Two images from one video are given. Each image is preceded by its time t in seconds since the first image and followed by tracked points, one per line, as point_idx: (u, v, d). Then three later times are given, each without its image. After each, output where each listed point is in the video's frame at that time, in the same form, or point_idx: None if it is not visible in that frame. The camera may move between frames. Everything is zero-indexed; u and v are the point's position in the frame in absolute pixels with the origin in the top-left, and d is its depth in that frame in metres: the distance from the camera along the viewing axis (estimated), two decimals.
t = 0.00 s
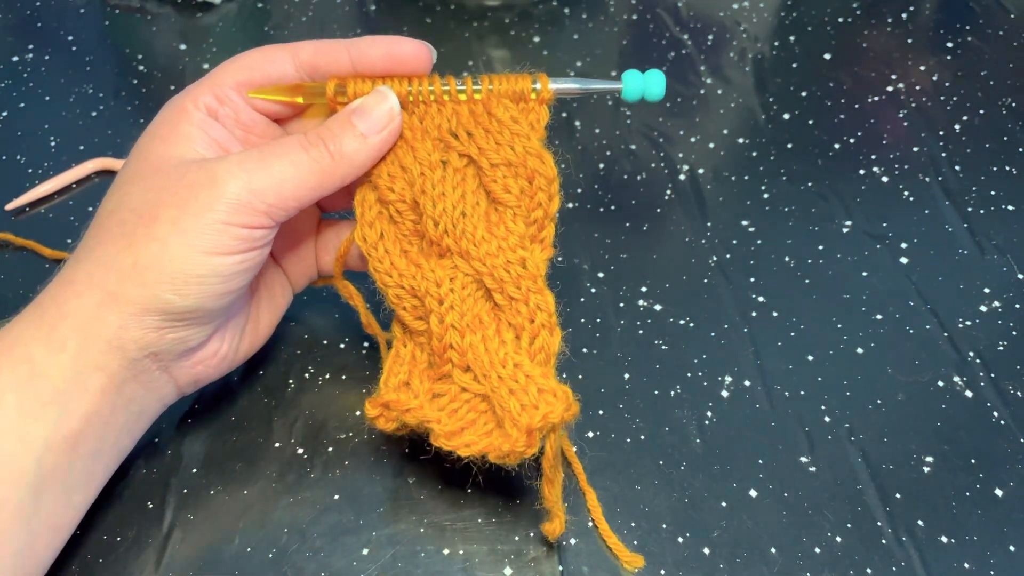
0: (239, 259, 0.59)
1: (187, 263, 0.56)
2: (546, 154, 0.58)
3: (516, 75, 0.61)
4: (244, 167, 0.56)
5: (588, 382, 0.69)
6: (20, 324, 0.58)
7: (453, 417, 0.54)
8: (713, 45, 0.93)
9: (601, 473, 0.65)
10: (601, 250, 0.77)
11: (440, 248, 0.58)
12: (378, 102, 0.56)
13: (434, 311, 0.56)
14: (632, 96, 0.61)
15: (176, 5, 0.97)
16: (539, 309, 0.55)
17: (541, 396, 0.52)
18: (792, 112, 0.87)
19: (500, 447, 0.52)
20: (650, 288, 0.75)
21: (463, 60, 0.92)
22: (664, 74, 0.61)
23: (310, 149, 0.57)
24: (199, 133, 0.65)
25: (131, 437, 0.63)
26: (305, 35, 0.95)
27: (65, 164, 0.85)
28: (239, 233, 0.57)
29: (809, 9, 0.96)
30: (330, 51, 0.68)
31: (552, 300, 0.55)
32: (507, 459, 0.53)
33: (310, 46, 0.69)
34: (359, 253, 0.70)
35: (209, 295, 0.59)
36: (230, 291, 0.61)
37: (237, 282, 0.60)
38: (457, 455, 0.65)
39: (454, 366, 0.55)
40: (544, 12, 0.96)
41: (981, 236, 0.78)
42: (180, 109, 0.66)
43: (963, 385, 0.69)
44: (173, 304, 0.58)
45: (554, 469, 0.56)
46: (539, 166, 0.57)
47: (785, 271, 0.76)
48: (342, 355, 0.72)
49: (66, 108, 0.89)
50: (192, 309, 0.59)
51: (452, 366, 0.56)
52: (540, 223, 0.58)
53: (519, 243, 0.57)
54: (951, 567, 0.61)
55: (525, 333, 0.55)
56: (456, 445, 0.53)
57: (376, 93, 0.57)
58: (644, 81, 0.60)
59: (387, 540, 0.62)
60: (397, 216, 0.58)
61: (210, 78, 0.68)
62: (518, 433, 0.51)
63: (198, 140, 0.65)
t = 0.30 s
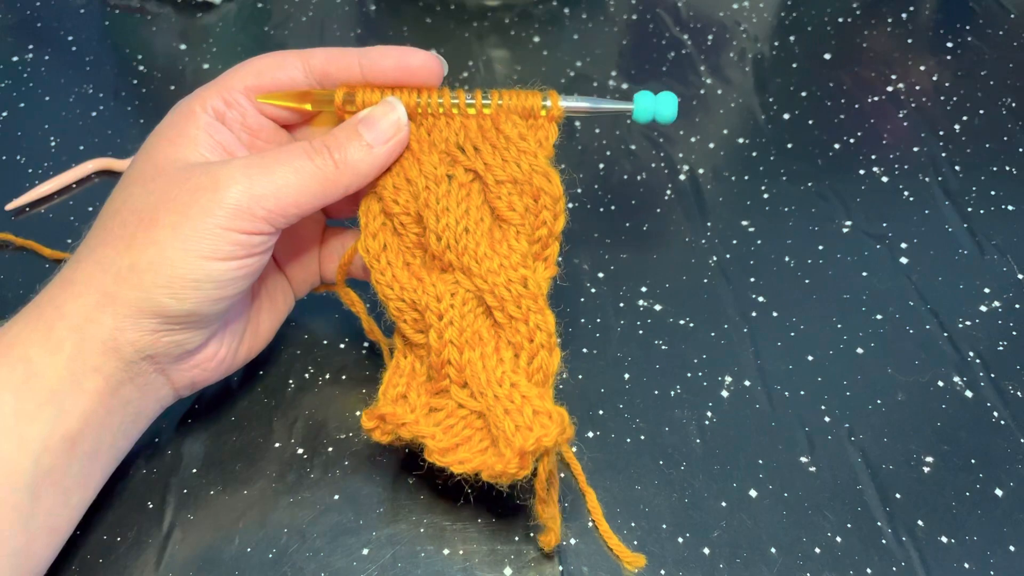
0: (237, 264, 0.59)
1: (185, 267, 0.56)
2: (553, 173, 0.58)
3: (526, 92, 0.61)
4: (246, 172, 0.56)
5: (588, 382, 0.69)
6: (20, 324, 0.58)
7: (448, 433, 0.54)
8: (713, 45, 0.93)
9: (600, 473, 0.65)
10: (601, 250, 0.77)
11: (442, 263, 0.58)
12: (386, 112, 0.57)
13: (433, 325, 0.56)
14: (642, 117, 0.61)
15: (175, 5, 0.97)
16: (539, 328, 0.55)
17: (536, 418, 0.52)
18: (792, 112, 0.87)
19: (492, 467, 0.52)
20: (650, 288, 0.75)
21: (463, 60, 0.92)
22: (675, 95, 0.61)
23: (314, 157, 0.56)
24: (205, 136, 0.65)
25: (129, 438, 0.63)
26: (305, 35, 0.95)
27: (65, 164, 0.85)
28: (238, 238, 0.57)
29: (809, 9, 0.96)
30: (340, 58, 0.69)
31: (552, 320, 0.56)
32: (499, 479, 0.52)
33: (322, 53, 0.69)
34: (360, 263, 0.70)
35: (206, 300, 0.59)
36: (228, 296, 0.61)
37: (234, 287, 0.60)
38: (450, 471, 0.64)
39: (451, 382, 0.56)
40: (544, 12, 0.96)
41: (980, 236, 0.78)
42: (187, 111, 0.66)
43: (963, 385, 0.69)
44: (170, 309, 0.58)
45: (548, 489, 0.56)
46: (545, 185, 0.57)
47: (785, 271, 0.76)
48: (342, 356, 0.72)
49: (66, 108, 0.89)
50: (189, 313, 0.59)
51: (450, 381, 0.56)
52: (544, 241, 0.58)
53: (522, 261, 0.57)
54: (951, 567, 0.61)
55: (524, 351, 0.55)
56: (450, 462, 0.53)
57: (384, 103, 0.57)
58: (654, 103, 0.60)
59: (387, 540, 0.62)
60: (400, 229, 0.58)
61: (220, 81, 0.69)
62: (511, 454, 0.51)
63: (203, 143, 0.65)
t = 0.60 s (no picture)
0: (237, 263, 0.59)
1: (184, 266, 0.56)
2: (557, 173, 0.58)
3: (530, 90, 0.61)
4: (246, 171, 0.56)
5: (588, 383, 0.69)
6: (20, 323, 0.58)
7: (448, 435, 0.56)
8: (713, 45, 0.93)
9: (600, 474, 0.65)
10: (601, 250, 0.77)
11: (444, 263, 0.58)
12: (389, 111, 0.57)
13: (436, 327, 0.57)
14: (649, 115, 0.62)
15: (175, 5, 0.97)
16: (541, 330, 0.57)
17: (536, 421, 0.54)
18: (792, 112, 0.87)
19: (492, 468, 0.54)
20: (650, 288, 0.75)
21: (463, 61, 0.92)
22: (684, 96, 0.62)
23: (316, 155, 0.57)
24: (207, 134, 0.65)
25: (129, 438, 0.63)
26: (305, 35, 0.95)
27: (65, 164, 0.85)
28: (238, 237, 0.57)
29: (809, 9, 0.96)
30: (343, 57, 0.69)
31: (554, 322, 0.57)
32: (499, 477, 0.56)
33: (327, 52, 0.69)
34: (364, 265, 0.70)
35: (206, 299, 0.59)
36: (227, 295, 0.61)
37: (234, 286, 0.60)
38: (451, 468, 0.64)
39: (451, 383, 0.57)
40: (544, 12, 0.96)
41: (981, 236, 0.78)
42: (191, 110, 0.66)
43: (963, 385, 0.69)
44: (169, 307, 0.58)
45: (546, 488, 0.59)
46: (549, 185, 0.58)
47: (785, 271, 0.76)
48: (342, 356, 0.72)
49: (66, 108, 0.89)
50: (188, 312, 0.59)
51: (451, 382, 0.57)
52: (547, 242, 0.59)
53: (525, 262, 0.58)
54: (951, 567, 0.61)
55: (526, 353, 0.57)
56: (450, 464, 0.56)
57: (388, 102, 0.57)
58: (661, 102, 0.61)
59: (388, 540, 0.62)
60: (403, 228, 0.58)
61: (224, 81, 0.69)
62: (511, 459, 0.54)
63: (205, 141, 0.65)
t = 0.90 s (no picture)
0: (237, 262, 0.59)
1: (183, 264, 0.56)
2: (555, 164, 0.58)
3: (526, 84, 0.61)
4: (245, 169, 0.56)
5: (588, 383, 0.69)
6: (20, 326, 0.59)
7: (450, 431, 0.54)
8: (713, 45, 0.93)
9: (600, 474, 0.65)
10: (602, 250, 0.77)
11: (443, 257, 0.57)
12: (384, 107, 0.57)
13: (435, 321, 0.56)
14: (646, 105, 0.61)
15: (176, 6, 0.96)
16: (542, 322, 0.55)
17: (540, 413, 0.52)
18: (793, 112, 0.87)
19: (495, 464, 0.52)
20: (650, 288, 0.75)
21: (463, 60, 0.92)
22: (679, 84, 0.62)
23: (313, 152, 0.57)
24: (204, 134, 0.66)
25: (129, 439, 0.62)
26: (305, 35, 0.95)
27: (64, 164, 0.85)
28: (237, 235, 0.57)
29: (809, 9, 0.96)
30: (339, 54, 0.68)
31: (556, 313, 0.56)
32: (503, 476, 0.53)
33: (321, 49, 0.69)
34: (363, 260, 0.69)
35: (206, 298, 0.59)
36: (228, 295, 0.61)
37: (235, 285, 0.60)
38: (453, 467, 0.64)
39: (453, 378, 0.56)
40: (544, 12, 0.96)
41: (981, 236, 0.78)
42: (186, 109, 0.66)
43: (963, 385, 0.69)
44: (169, 307, 0.58)
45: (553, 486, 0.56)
46: (547, 175, 0.57)
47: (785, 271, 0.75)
48: (342, 356, 0.72)
49: (66, 108, 0.88)
50: (188, 311, 0.59)
51: (452, 377, 0.56)
52: (546, 234, 0.58)
53: (524, 253, 0.57)
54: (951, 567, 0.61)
55: (527, 346, 0.55)
56: (454, 460, 0.53)
57: (384, 98, 0.58)
58: (658, 92, 0.61)
59: (388, 540, 0.62)
60: (401, 223, 0.58)
61: (219, 78, 0.69)
62: (514, 450, 0.51)
63: (202, 141, 0.65)
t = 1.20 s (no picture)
0: (235, 259, 0.59)
1: (181, 262, 0.56)
2: (550, 155, 0.57)
3: (520, 74, 0.61)
4: (239, 165, 0.56)
5: (588, 383, 0.69)
6: (18, 326, 0.59)
7: (450, 424, 0.54)
8: (713, 45, 0.93)
9: (601, 474, 0.65)
10: (602, 250, 0.77)
11: (440, 250, 0.57)
12: (378, 101, 0.57)
13: (432, 315, 0.56)
14: (641, 95, 0.61)
15: (176, 5, 0.96)
16: (541, 313, 0.55)
17: (540, 405, 0.52)
18: (793, 112, 0.87)
19: (496, 457, 0.52)
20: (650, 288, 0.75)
21: (462, 61, 0.92)
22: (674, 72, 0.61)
23: (307, 146, 0.57)
24: (199, 133, 0.66)
25: (130, 439, 0.62)
26: (305, 35, 0.95)
27: (64, 164, 0.85)
28: (234, 232, 0.57)
29: (809, 9, 0.96)
30: (332, 49, 0.68)
31: (554, 304, 0.55)
32: (504, 468, 0.52)
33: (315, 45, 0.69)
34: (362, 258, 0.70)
35: (205, 296, 0.59)
36: (226, 292, 0.61)
37: (233, 282, 0.60)
38: (452, 464, 0.64)
39: (452, 372, 0.55)
40: (544, 12, 0.96)
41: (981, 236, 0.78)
42: (181, 109, 0.67)
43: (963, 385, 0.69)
44: (167, 306, 0.58)
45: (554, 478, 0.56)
46: (542, 166, 0.57)
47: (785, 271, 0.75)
48: (342, 356, 0.72)
49: (66, 108, 0.89)
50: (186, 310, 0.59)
51: (451, 371, 0.55)
52: (543, 225, 0.57)
53: (521, 245, 0.56)
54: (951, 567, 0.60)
55: (526, 339, 0.55)
56: (454, 453, 0.53)
57: (377, 91, 0.57)
58: (653, 80, 0.61)
59: (387, 540, 0.62)
60: (398, 217, 0.58)
61: (213, 78, 0.69)
62: (515, 441, 0.51)
63: (197, 140, 0.66)
